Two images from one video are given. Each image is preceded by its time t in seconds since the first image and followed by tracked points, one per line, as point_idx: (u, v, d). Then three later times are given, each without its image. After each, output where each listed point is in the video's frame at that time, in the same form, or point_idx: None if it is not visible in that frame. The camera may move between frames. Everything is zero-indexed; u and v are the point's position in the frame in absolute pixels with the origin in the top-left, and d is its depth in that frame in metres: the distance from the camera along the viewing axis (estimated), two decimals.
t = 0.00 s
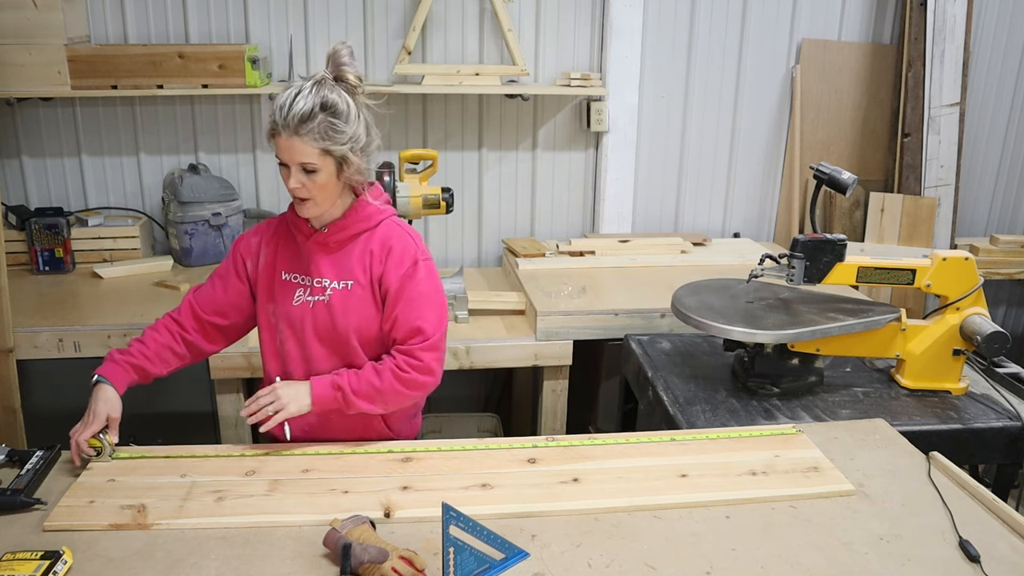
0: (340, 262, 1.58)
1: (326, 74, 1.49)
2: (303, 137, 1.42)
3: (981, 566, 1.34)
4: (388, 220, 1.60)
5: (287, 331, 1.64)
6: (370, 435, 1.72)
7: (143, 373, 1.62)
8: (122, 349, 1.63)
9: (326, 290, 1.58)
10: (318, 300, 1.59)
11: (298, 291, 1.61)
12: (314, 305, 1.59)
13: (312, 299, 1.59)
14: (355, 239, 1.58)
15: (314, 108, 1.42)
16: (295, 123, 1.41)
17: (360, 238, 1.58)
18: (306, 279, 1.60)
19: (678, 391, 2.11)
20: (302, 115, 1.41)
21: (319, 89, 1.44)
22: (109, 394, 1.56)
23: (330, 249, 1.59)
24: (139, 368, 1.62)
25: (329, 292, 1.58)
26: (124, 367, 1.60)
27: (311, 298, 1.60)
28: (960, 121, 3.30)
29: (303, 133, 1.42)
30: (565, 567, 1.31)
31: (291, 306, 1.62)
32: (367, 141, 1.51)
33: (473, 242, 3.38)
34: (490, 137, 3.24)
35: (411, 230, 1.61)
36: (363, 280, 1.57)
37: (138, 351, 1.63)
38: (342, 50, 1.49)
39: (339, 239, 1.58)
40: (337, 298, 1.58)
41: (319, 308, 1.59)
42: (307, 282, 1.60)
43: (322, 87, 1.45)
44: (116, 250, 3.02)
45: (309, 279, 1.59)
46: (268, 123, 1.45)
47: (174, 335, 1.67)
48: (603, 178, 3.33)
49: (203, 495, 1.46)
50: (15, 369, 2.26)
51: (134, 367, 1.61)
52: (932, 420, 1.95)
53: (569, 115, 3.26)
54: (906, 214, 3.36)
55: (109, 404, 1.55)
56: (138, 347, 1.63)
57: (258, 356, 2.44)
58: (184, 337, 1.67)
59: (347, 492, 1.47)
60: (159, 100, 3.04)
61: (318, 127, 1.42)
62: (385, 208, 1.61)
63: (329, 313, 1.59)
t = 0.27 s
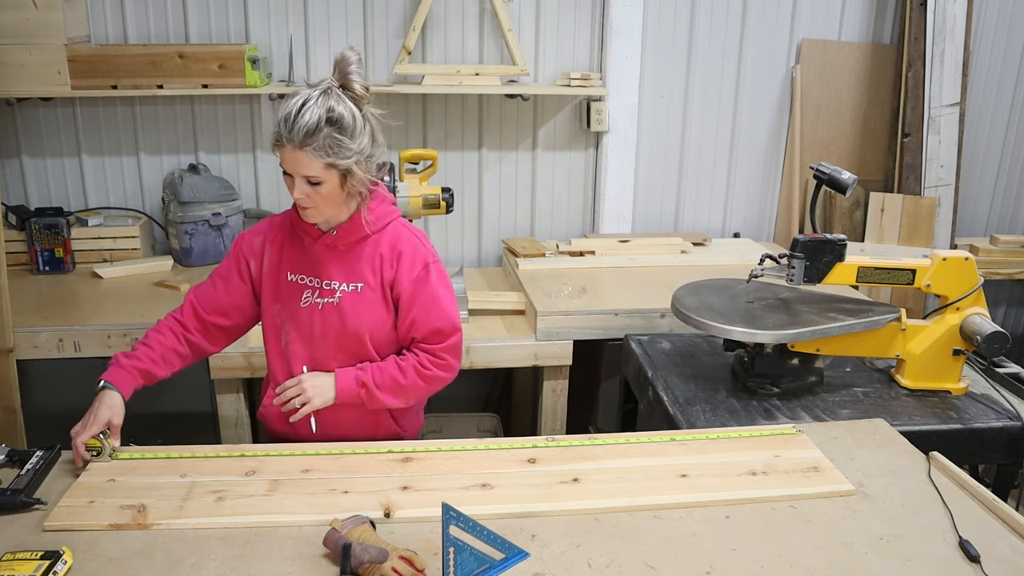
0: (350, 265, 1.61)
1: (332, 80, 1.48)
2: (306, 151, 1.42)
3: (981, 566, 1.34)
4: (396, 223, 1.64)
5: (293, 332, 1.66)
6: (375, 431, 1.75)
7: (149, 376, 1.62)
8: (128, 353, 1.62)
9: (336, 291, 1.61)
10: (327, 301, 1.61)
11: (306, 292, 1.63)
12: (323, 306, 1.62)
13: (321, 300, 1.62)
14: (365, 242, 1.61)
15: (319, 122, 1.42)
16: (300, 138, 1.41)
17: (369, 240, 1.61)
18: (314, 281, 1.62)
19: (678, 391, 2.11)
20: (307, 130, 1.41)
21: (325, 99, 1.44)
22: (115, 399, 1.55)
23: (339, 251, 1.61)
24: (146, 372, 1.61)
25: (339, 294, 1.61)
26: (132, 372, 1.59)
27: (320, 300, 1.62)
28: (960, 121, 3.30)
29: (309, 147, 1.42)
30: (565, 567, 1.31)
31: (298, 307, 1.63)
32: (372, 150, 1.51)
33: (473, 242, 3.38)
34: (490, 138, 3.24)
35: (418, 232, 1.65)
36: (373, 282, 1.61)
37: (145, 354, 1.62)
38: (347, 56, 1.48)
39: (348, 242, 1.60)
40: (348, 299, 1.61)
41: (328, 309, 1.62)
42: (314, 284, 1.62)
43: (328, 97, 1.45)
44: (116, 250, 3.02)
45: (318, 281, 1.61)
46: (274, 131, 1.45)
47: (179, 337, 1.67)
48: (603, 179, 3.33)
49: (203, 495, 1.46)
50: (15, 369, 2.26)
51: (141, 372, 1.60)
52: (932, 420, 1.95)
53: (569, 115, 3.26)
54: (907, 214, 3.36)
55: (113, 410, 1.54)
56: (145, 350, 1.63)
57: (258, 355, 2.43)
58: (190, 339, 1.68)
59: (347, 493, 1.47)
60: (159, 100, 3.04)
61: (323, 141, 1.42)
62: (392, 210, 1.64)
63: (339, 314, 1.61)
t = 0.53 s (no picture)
0: (365, 262, 1.64)
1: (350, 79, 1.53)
2: (364, 145, 1.48)
3: (980, 566, 1.34)
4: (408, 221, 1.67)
5: (306, 327, 1.68)
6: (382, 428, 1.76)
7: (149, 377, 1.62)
8: (129, 353, 1.62)
9: (351, 288, 1.64)
10: (342, 297, 1.65)
11: (319, 288, 1.66)
12: (337, 302, 1.65)
13: (335, 297, 1.65)
14: (379, 240, 1.64)
15: (371, 116, 1.48)
16: (357, 133, 1.46)
17: (383, 238, 1.64)
18: (329, 278, 1.65)
19: (678, 391, 2.10)
20: (366, 126, 1.47)
21: (364, 95, 1.50)
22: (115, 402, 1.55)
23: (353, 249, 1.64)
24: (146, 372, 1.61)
25: (355, 290, 1.64)
26: (131, 372, 1.59)
27: (335, 296, 1.65)
28: (960, 121, 3.30)
29: (366, 143, 1.48)
30: (565, 567, 1.31)
31: (311, 303, 1.66)
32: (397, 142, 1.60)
33: (473, 242, 3.38)
34: (490, 138, 3.24)
35: (429, 229, 1.69)
36: (388, 279, 1.64)
37: (146, 355, 1.62)
38: (358, 57, 1.54)
39: (363, 240, 1.63)
40: (363, 296, 1.64)
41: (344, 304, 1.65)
42: (329, 281, 1.65)
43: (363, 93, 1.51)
44: (116, 250, 3.02)
45: (333, 277, 1.64)
46: (320, 135, 1.47)
47: (180, 336, 1.67)
48: (603, 179, 3.33)
49: (203, 495, 1.45)
50: (15, 369, 2.26)
51: (141, 372, 1.60)
52: (932, 420, 1.95)
53: (569, 115, 3.26)
54: (906, 214, 3.36)
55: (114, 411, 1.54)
56: (145, 351, 1.62)
57: (258, 355, 2.43)
58: (190, 339, 1.67)
59: (347, 493, 1.47)
60: (159, 100, 3.04)
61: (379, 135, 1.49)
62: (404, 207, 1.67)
63: (354, 310, 1.65)
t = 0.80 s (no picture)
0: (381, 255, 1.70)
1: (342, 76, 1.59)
2: (402, 124, 1.57)
3: (980, 566, 1.34)
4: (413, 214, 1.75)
5: (324, 328, 1.69)
6: (396, 425, 1.78)
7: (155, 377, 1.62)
8: (137, 353, 1.61)
9: (370, 282, 1.69)
10: (361, 293, 1.68)
11: (335, 287, 1.68)
12: (356, 299, 1.68)
13: (354, 293, 1.68)
14: (391, 233, 1.71)
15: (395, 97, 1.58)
16: (394, 113, 1.55)
17: (395, 231, 1.72)
18: (344, 276, 1.68)
19: (678, 391, 2.11)
20: (399, 108, 1.56)
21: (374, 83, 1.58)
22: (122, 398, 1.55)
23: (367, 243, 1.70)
24: (152, 375, 1.62)
25: (374, 285, 1.69)
26: (140, 372, 1.59)
27: (353, 293, 1.68)
28: (960, 121, 3.30)
29: (400, 124, 1.57)
30: (565, 567, 1.31)
31: (328, 303, 1.67)
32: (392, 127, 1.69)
33: (473, 243, 3.38)
34: (490, 137, 3.24)
35: (432, 219, 1.78)
36: (405, 270, 1.71)
37: (154, 356, 1.62)
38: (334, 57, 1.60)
39: (376, 234, 1.70)
40: (383, 289, 1.69)
41: (364, 300, 1.68)
42: (345, 279, 1.68)
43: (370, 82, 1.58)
44: (116, 250, 3.02)
45: (350, 275, 1.68)
46: (360, 125, 1.52)
47: (186, 340, 1.67)
48: (603, 179, 3.33)
49: (203, 495, 1.46)
50: (15, 369, 2.26)
51: (148, 373, 1.61)
52: (932, 420, 1.95)
53: (569, 115, 3.26)
54: (906, 214, 3.36)
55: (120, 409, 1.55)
56: (153, 353, 1.62)
57: (258, 355, 2.43)
58: (196, 344, 1.68)
59: (347, 493, 1.47)
60: (159, 100, 3.04)
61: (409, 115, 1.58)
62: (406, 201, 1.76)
63: (374, 304, 1.68)
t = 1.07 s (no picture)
0: (391, 254, 1.72)
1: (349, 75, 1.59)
2: (404, 128, 1.57)
3: (981, 566, 1.34)
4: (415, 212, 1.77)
5: (338, 330, 1.70)
6: (406, 421, 1.81)
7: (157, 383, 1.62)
8: (139, 359, 1.61)
9: (383, 282, 1.70)
10: (375, 292, 1.70)
11: (348, 288, 1.68)
12: (370, 298, 1.69)
13: (367, 293, 1.69)
14: (399, 233, 1.73)
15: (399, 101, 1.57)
16: (396, 118, 1.55)
17: (402, 230, 1.73)
18: (357, 276, 1.69)
19: (678, 391, 2.10)
20: (402, 111, 1.55)
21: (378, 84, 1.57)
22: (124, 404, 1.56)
23: (377, 243, 1.71)
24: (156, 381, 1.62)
25: (387, 284, 1.70)
26: (142, 378, 1.59)
27: (366, 293, 1.69)
28: (960, 121, 3.30)
29: (403, 127, 1.56)
30: (565, 567, 1.31)
31: (342, 304, 1.68)
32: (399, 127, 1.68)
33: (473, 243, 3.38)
34: (490, 137, 3.24)
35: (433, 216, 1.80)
36: (414, 268, 1.73)
37: (157, 362, 1.61)
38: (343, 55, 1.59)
39: (386, 234, 1.71)
40: (395, 288, 1.71)
41: (377, 299, 1.70)
42: (357, 279, 1.69)
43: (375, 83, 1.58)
44: (116, 250, 3.02)
45: (363, 275, 1.69)
46: (362, 128, 1.53)
47: (189, 346, 1.66)
48: (603, 179, 3.33)
49: (203, 495, 1.45)
50: (15, 368, 2.26)
51: (150, 379, 1.60)
52: (932, 420, 1.95)
53: (569, 115, 3.26)
54: (906, 214, 3.36)
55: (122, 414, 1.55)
56: (156, 359, 1.62)
57: (258, 355, 2.43)
58: (199, 349, 1.67)
59: (347, 492, 1.47)
60: (159, 100, 3.04)
61: (411, 118, 1.58)
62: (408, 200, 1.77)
63: (388, 303, 1.70)
